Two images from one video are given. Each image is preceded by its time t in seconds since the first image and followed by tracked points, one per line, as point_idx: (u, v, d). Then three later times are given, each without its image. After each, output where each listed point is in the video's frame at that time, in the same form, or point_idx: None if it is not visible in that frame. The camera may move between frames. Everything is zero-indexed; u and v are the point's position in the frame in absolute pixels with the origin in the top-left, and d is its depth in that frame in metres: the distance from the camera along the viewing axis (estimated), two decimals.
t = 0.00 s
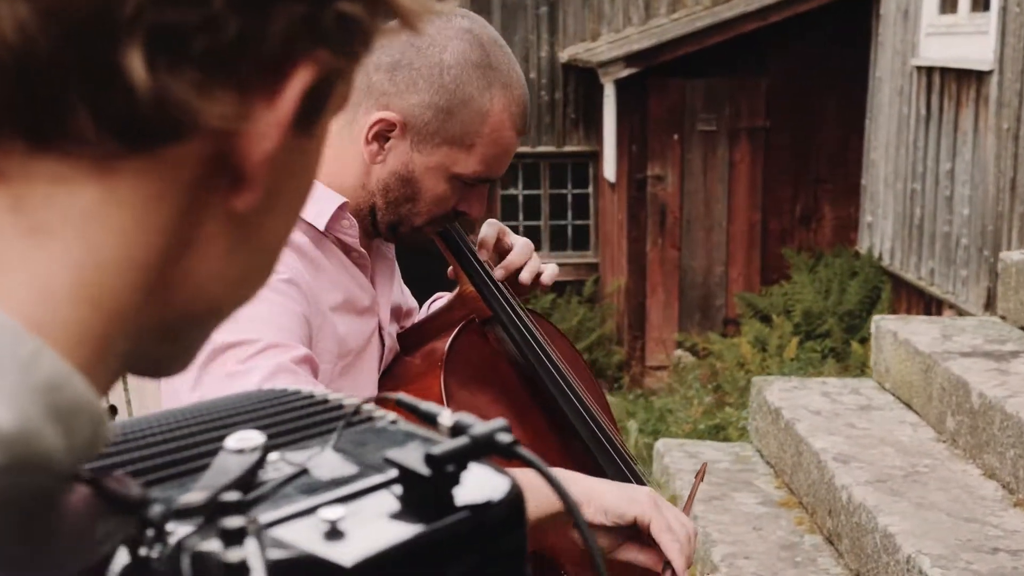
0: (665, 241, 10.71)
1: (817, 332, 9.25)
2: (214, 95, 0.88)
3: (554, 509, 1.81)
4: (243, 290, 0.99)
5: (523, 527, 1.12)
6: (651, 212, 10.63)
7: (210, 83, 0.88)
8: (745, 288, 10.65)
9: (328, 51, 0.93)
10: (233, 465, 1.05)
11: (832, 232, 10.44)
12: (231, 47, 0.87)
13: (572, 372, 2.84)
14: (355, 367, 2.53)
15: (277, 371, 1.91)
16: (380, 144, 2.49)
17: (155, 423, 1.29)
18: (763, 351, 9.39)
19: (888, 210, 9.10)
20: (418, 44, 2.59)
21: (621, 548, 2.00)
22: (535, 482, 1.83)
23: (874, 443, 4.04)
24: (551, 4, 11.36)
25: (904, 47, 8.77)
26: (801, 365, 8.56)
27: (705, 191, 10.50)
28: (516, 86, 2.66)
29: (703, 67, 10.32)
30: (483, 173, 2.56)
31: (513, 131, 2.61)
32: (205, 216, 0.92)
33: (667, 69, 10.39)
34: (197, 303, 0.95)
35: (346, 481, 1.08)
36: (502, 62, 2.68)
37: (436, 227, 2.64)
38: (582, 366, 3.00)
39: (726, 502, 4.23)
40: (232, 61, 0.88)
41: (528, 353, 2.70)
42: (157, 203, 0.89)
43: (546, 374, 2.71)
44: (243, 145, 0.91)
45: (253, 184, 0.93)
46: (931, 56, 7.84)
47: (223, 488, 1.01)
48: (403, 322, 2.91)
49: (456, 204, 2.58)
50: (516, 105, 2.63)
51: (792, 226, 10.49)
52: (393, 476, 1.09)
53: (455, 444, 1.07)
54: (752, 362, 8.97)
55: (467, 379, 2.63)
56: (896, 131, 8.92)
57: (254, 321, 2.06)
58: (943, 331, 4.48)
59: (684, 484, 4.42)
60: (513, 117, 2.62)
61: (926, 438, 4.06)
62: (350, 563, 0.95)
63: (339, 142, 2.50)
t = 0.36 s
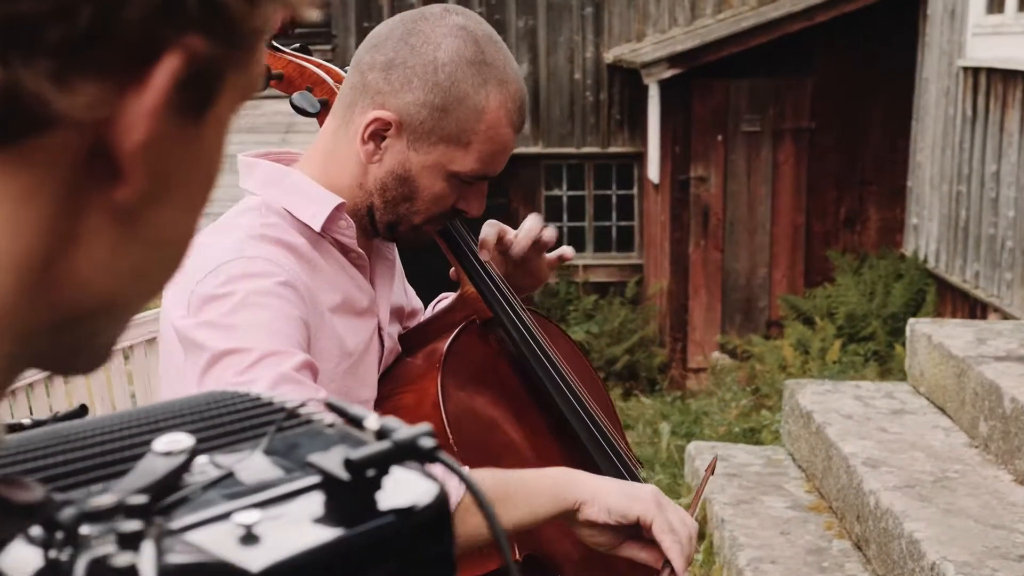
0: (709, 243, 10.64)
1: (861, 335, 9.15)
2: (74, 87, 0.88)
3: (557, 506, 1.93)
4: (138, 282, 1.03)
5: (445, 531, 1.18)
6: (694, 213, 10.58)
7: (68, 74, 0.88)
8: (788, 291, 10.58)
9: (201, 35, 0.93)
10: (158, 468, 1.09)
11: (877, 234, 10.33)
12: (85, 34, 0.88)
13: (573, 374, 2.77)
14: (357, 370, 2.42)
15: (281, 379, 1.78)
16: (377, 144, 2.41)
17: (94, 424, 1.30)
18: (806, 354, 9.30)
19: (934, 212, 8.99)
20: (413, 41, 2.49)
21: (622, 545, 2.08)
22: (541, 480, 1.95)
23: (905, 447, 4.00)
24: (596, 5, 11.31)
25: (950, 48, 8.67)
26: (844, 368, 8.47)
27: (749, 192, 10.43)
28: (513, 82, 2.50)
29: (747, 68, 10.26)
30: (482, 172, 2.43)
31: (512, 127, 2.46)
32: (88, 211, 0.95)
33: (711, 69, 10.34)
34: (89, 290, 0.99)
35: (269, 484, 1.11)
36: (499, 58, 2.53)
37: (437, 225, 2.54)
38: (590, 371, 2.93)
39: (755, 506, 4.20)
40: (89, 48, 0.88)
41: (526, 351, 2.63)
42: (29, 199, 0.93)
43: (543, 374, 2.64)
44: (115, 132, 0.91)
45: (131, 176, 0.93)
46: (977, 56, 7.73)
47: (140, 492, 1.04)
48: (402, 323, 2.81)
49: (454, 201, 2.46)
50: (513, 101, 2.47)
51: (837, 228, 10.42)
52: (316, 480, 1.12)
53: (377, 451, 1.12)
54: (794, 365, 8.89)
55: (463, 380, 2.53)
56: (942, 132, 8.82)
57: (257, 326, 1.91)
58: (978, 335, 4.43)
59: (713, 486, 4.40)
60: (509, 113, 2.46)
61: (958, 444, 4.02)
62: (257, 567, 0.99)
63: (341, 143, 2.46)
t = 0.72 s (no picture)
0: (742, 244, 10.57)
1: (896, 338, 9.06)
2: None
3: (556, 505, 1.98)
4: (37, 285, 0.97)
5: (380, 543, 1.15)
6: (728, 215, 10.51)
7: None
8: (823, 293, 10.48)
9: (55, 18, 0.87)
10: (92, 472, 1.05)
11: (913, 236, 10.24)
12: None
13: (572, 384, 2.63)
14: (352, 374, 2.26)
15: (283, 392, 1.79)
16: (369, 149, 2.26)
17: (35, 427, 1.27)
18: (839, 357, 9.22)
19: (970, 214, 8.90)
20: (401, 41, 2.33)
21: (617, 540, 2.13)
22: (541, 479, 1.99)
23: (926, 453, 3.97)
24: (632, 6, 11.28)
25: (987, 49, 8.58)
26: (876, 370, 8.40)
27: (783, 195, 10.37)
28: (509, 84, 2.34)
29: (782, 69, 10.20)
30: (473, 175, 2.28)
31: (507, 129, 2.31)
32: None
33: (745, 71, 10.29)
34: None
35: (202, 491, 1.08)
36: (493, 60, 2.36)
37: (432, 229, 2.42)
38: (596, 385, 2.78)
39: (775, 510, 4.18)
40: None
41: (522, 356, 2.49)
42: None
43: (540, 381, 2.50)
44: None
45: None
46: (1014, 57, 7.63)
47: (66, 498, 1.01)
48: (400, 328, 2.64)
49: (450, 206, 2.32)
50: (508, 103, 2.31)
51: (872, 230, 10.32)
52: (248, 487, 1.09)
53: (306, 459, 1.08)
54: (826, 368, 8.82)
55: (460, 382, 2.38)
56: (978, 134, 8.73)
57: (253, 335, 1.87)
58: (1004, 340, 4.39)
59: (734, 490, 4.38)
60: (505, 115, 2.30)
61: (981, 449, 3.99)
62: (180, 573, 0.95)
63: (332, 150, 2.30)
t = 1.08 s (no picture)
0: (755, 247, 10.53)
1: (908, 342, 9.03)
2: None
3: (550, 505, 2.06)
4: None
5: (315, 556, 1.13)
6: (741, 218, 10.47)
7: None
8: (836, 295, 10.46)
9: None
10: (34, 482, 1.08)
11: (926, 240, 10.23)
12: None
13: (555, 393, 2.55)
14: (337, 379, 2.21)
15: (280, 406, 1.86)
16: (351, 155, 2.19)
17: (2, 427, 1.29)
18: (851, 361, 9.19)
19: (983, 218, 8.88)
20: (383, 46, 2.23)
21: (605, 532, 2.24)
22: (535, 478, 2.07)
23: (929, 457, 3.97)
24: (647, 7, 11.27)
25: (1000, 52, 8.55)
26: (887, 374, 8.37)
27: (796, 198, 10.34)
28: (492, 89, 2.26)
29: (796, 71, 10.18)
30: (456, 183, 2.21)
31: (489, 136, 2.23)
32: None
33: (759, 73, 10.27)
34: None
35: (140, 500, 1.10)
36: (475, 65, 2.27)
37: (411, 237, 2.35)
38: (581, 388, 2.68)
39: (779, 514, 4.18)
40: None
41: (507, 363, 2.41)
42: None
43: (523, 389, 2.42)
44: None
45: None
46: None
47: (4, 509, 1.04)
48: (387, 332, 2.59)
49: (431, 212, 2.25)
50: (489, 110, 2.24)
51: (885, 233, 10.29)
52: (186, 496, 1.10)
53: (239, 468, 1.08)
54: (837, 372, 8.80)
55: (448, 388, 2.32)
56: (992, 137, 8.70)
57: (245, 346, 1.91)
58: (1009, 345, 4.38)
59: (737, 494, 4.38)
60: (486, 123, 2.23)
61: (984, 454, 3.98)
62: None
63: (315, 154, 2.25)
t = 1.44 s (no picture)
0: (759, 247, 10.52)
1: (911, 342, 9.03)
2: None
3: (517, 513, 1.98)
4: None
5: (263, 548, 1.19)
6: (745, 217, 10.46)
7: None
8: (841, 296, 10.45)
9: None
10: None
11: (930, 239, 10.22)
12: None
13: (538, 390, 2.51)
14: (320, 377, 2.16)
15: (254, 400, 1.84)
16: (338, 156, 2.10)
17: None
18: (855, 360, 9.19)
19: (987, 218, 8.88)
20: (372, 47, 2.14)
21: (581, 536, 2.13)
22: (504, 484, 1.99)
23: (924, 456, 3.97)
24: (653, 7, 11.28)
25: (1005, 51, 8.56)
26: (891, 372, 8.37)
27: (801, 197, 10.34)
28: (481, 94, 2.16)
29: (801, 71, 10.18)
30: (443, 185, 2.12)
31: (477, 140, 2.13)
32: None
33: (764, 73, 10.27)
34: None
35: (85, 492, 1.13)
36: (465, 70, 2.17)
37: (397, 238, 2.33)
38: (566, 384, 2.65)
39: (776, 513, 4.19)
40: None
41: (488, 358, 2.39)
42: None
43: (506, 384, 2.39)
44: None
45: None
46: None
47: None
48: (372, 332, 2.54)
49: (416, 212, 2.16)
50: (478, 112, 2.14)
51: (890, 232, 10.28)
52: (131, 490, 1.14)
53: (182, 464, 1.13)
54: (841, 371, 8.80)
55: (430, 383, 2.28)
56: (996, 137, 8.71)
57: (224, 340, 1.88)
58: (1006, 344, 4.39)
59: (735, 492, 4.38)
60: (474, 126, 2.13)
61: (980, 453, 3.99)
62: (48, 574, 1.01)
63: (303, 152, 2.17)
